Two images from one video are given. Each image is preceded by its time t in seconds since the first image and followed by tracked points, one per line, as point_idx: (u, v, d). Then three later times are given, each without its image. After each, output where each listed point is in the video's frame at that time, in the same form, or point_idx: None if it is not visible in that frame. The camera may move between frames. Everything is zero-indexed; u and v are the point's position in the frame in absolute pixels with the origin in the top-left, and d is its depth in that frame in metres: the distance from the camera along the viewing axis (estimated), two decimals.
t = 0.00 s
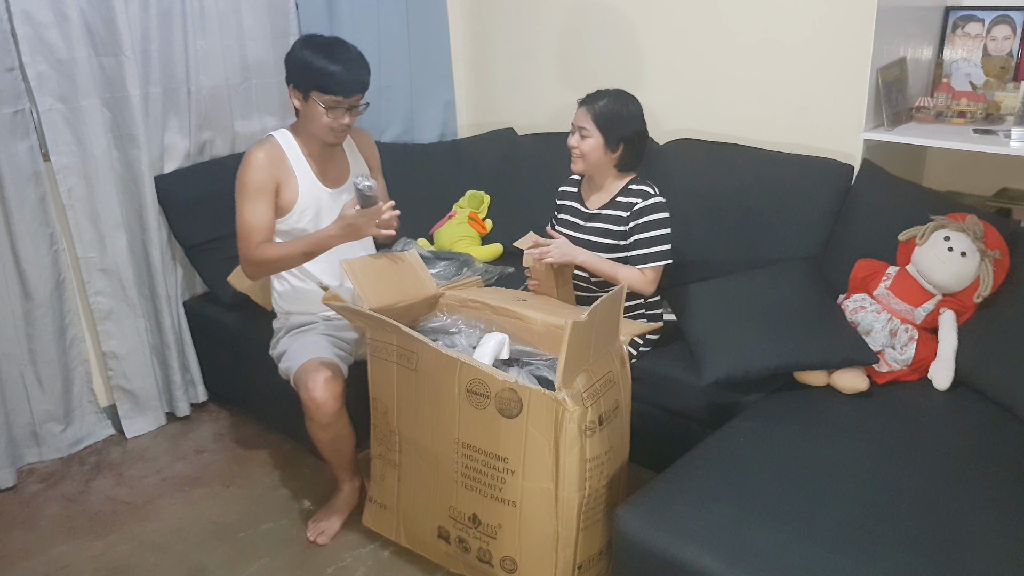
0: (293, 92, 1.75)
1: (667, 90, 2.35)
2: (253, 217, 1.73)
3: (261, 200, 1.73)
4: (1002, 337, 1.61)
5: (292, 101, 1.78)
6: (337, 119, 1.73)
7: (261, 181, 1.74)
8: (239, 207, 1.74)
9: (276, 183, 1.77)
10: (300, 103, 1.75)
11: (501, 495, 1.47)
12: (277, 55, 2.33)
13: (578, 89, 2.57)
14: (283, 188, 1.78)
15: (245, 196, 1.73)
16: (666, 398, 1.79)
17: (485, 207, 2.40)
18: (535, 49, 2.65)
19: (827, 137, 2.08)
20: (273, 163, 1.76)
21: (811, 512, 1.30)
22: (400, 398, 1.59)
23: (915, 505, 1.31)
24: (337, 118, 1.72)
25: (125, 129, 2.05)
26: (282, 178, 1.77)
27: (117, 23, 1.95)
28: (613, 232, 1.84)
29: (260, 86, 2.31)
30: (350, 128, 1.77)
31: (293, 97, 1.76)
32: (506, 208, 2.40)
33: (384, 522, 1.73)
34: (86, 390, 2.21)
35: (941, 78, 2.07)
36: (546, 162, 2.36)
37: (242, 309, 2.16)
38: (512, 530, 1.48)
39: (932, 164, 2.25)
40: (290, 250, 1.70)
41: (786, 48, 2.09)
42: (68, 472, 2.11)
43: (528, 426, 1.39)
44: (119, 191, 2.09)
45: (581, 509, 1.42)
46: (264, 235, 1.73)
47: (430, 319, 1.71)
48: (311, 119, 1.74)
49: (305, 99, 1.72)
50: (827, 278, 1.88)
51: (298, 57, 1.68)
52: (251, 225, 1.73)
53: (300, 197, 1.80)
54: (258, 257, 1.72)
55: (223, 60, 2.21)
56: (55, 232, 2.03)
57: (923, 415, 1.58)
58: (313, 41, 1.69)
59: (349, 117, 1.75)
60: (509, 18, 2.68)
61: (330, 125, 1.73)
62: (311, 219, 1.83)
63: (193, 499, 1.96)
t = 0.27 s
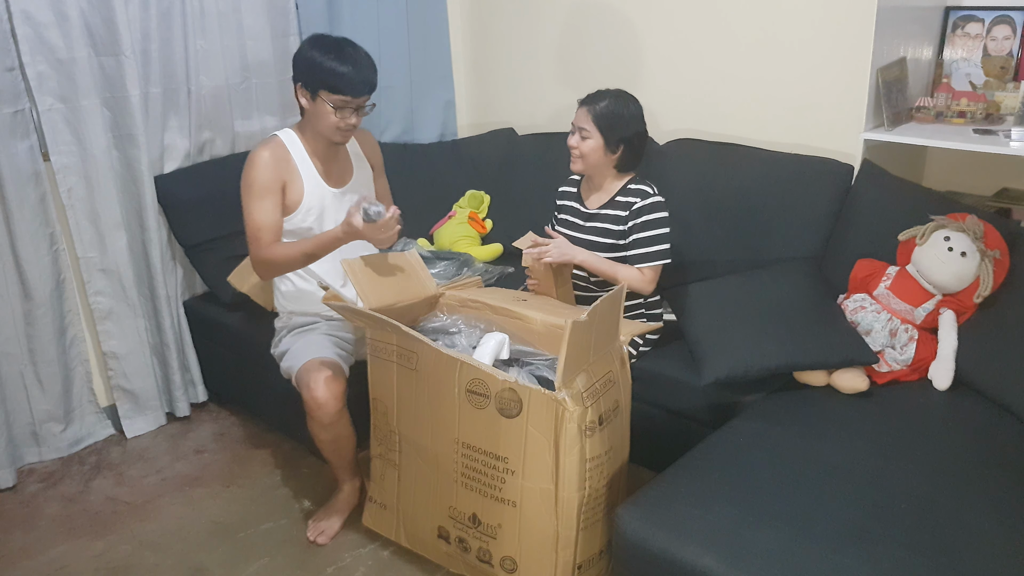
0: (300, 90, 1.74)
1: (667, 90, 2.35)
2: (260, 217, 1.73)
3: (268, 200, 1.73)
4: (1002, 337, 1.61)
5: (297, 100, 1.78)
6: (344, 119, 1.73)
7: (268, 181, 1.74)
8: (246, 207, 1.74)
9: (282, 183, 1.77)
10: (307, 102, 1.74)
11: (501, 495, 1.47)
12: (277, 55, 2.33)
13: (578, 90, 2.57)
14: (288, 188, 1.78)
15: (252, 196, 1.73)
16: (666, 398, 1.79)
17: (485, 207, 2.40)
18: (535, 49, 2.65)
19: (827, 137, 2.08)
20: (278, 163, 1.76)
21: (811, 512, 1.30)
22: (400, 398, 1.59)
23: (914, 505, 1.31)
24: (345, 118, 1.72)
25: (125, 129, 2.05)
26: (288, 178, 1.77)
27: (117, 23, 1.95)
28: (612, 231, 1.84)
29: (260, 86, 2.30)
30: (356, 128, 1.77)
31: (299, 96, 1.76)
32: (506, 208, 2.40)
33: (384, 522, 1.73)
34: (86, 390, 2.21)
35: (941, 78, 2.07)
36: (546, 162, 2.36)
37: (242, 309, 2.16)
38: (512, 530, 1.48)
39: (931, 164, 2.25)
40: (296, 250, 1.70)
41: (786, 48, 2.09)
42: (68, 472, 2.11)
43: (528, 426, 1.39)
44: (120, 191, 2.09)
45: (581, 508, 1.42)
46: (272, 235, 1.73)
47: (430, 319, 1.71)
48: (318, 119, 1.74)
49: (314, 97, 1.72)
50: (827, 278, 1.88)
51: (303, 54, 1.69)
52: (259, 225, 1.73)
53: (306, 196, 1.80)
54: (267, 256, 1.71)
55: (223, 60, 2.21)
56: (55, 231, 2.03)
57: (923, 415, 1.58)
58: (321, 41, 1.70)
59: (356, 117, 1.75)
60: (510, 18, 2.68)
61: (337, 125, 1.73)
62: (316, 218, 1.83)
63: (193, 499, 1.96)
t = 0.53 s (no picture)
0: (303, 89, 1.74)
1: (667, 90, 2.35)
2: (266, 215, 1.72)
3: (273, 198, 1.73)
4: (1002, 337, 1.61)
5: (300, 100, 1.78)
6: (347, 119, 1.73)
7: (271, 179, 1.74)
8: (251, 206, 1.73)
9: (285, 181, 1.77)
10: (310, 102, 1.74)
11: (501, 495, 1.47)
12: (277, 55, 2.33)
13: (578, 90, 2.57)
14: (292, 186, 1.78)
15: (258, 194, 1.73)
16: (665, 398, 1.79)
17: (485, 207, 2.40)
18: (535, 49, 2.65)
19: (827, 137, 2.08)
20: (282, 161, 1.76)
21: (811, 512, 1.30)
22: (400, 398, 1.59)
23: (914, 505, 1.31)
24: (347, 117, 1.73)
25: (125, 128, 2.05)
26: (291, 176, 1.77)
27: (117, 23, 1.95)
28: (612, 231, 1.84)
29: (260, 86, 2.31)
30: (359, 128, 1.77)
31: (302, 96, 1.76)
32: (506, 208, 2.40)
33: (384, 522, 1.73)
34: (86, 390, 2.21)
35: (941, 78, 2.07)
36: (546, 162, 2.36)
37: (242, 309, 2.16)
38: (512, 530, 1.48)
39: (931, 164, 2.25)
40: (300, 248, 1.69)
41: (786, 48, 2.09)
42: (68, 472, 2.11)
43: (528, 426, 1.39)
44: (120, 191, 2.09)
45: (581, 508, 1.42)
46: (277, 233, 1.73)
47: (430, 319, 1.71)
48: (320, 118, 1.74)
49: (316, 97, 1.71)
50: (827, 278, 1.88)
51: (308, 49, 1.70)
52: (264, 223, 1.72)
53: (309, 194, 1.80)
54: (273, 254, 1.71)
55: (223, 60, 2.21)
56: (55, 231, 2.03)
57: (924, 415, 1.58)
58: (325, 41, 1.70)
59: (359, 117, 1.75)
60: (510, 18, 2.68)
61: (340, 124, 1.73)
62: (319, 217, 1.83)
63: (193, 499, 1.96)
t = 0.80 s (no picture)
0: (300, 90, 1.74)
1: (667, 90, 2.35)
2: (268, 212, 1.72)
3: (274, 195, 1.73)
4: (1002, 337, 1.61)
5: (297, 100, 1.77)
6: (345, 118, 1.73)
7: (273, 176, 1.73)
8: (253, 205, 1.73)
9: (286, 179, 1.76)
10: (307, 102, 1.74)
11: (501, 495, 1.47)
12: (277, 55, 2.33)
13: (578, 90, 2.57)
14: (293, 183, 1.78)
15: (260, 191, 1.72)
16: (665, 398, 1.79)
17: (485, 207, 2.40)
18: (536, 49, 2.65)
19: (827, 137, 2.08)
20: (282, 158, 1.76)
21: (811, 512, 1.30)
22: (400, 398, 1.59)
23: (914, 505, 1.31)
24: (345, 116, 1.73)
25: (125, 128, 2.05)
26: (292, 173, 1.77)
27: (117, 23, 1.95)
28: (612, 231, 1.84)
29: (260, 86, 2.30)
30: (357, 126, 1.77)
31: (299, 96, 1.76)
32: (507, 208, 2.40)
33: (384, 522, 1.73)
34: (86, 390, 2.21)
35: (941, 78, 2.07)
36: (546, 162, 2.36)
37: (242, 308, 2.16)
38: (512, 530, 1.48)
39: (931, 164, 2.25)
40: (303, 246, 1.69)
41: (786, 48, 2.09)
42: (68, 472, 2.11)
43: (528, 426, 1.39)
44: (120, 191, 2.09)
45: (581, 508, 1.42)
46: (282, 230, 1.72)
47: (430, 319, 1.71)
48: (318, 118, 1.74)
49: (313, 97, 1.71)
50: (827, 278, 1.88)
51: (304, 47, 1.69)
52: (267, 220, 1.71)
53: (309, 192, 1.80)
54: (280, 251, 1.70)
55: (223, 60, 2.21)
56: (55, 231, 2.03)
57: (924, 415, 1.58)
58: (321, 41, 1.69)
59: (357, 116, 1.75)
60: (510, 18, 2.68)
61: (338, 123, 1.73)
62: (320, 215, 1.83)
63: (193, 499, 1.96)
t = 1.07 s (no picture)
0: (292, 93, 1.75)
1: (667, 90, 2.35)
2: (270, 214, 1.72)
3: (275, 196, 1.73)
4: (1002, 337, 1.61)
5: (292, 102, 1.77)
6: (340, 117, 1.73)
7: (272, 177, 1.73)
8: (254, 206, 1.73)
9: (285, 180, 1.76)
10: (301, 104, 1.75)
11: (501, 495, 1.47)
12: (277, 55, 2.33)
13: (578, 90, 2.57)
14: (292, 185, 1.78)
15: (260, 193, 1.72)
16: (665, 398, 1.79)
17: (485, 207, 2.41)
18: (535, 49, 2.65)
19: (827, 137, 2.08)
20: (281, 159, 1.76)
21: (810, 513, 1.30)
22: (400, 398, 1.59)
23: (914, 505, 1.31)
24: (340, 116, 1.73)
25: (125, 128, 2.05)
26: (291, 174, 1.77)
27: (117, 23, 1.95)
28: (612, 230, 1.84)
29: (260, 86, 2.30)
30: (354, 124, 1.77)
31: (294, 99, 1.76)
32: (506, 208, 2.40)
33: (384, 522, 1.73)
34: (86, 390, 2.21)
35: (941, 79, 2.07)
36: (546, 162, 2.36)
37: (241, 308, 2.16)
38: (512, 530, 1.48)
39: (931, 164, 2.25)
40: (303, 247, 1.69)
41: (786, 48, 2.09)
42: (68, 471, 2.11)
43: (528, 426, 1.39)
44: (120, 191, 2.09)
45: (581, 509, 1.42)
46: (282, 231, 1.72)
47: (430, 319, 1.71)
48: (314, 119, 1.74)
49: (307, 98, 1.72)
50: (827, 278, 1.88)
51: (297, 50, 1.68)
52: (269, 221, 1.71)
53: (308, 193, 1.80)
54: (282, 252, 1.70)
55: (223, 60, 2.21)
56: (55, 231, 2.03)
57: (924, 415, 1.58)
58: (310, 40, 1.69)
59: (352, 114, 1.75)
60: (509, 18, 2.68)
61: (333, 123, 1.73)
62: (319, 215, 1.83)
63: (193, 499, 1.96)
